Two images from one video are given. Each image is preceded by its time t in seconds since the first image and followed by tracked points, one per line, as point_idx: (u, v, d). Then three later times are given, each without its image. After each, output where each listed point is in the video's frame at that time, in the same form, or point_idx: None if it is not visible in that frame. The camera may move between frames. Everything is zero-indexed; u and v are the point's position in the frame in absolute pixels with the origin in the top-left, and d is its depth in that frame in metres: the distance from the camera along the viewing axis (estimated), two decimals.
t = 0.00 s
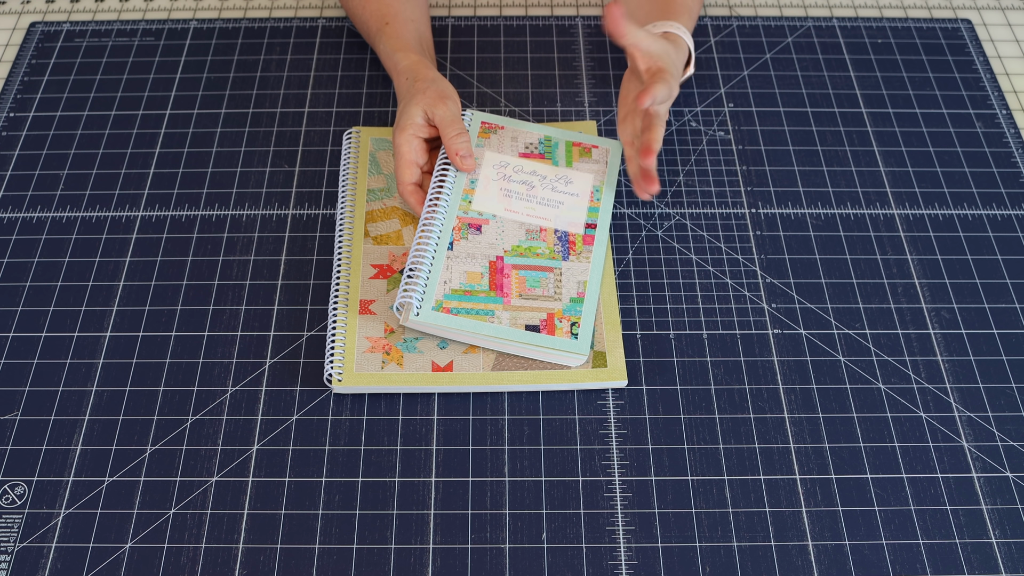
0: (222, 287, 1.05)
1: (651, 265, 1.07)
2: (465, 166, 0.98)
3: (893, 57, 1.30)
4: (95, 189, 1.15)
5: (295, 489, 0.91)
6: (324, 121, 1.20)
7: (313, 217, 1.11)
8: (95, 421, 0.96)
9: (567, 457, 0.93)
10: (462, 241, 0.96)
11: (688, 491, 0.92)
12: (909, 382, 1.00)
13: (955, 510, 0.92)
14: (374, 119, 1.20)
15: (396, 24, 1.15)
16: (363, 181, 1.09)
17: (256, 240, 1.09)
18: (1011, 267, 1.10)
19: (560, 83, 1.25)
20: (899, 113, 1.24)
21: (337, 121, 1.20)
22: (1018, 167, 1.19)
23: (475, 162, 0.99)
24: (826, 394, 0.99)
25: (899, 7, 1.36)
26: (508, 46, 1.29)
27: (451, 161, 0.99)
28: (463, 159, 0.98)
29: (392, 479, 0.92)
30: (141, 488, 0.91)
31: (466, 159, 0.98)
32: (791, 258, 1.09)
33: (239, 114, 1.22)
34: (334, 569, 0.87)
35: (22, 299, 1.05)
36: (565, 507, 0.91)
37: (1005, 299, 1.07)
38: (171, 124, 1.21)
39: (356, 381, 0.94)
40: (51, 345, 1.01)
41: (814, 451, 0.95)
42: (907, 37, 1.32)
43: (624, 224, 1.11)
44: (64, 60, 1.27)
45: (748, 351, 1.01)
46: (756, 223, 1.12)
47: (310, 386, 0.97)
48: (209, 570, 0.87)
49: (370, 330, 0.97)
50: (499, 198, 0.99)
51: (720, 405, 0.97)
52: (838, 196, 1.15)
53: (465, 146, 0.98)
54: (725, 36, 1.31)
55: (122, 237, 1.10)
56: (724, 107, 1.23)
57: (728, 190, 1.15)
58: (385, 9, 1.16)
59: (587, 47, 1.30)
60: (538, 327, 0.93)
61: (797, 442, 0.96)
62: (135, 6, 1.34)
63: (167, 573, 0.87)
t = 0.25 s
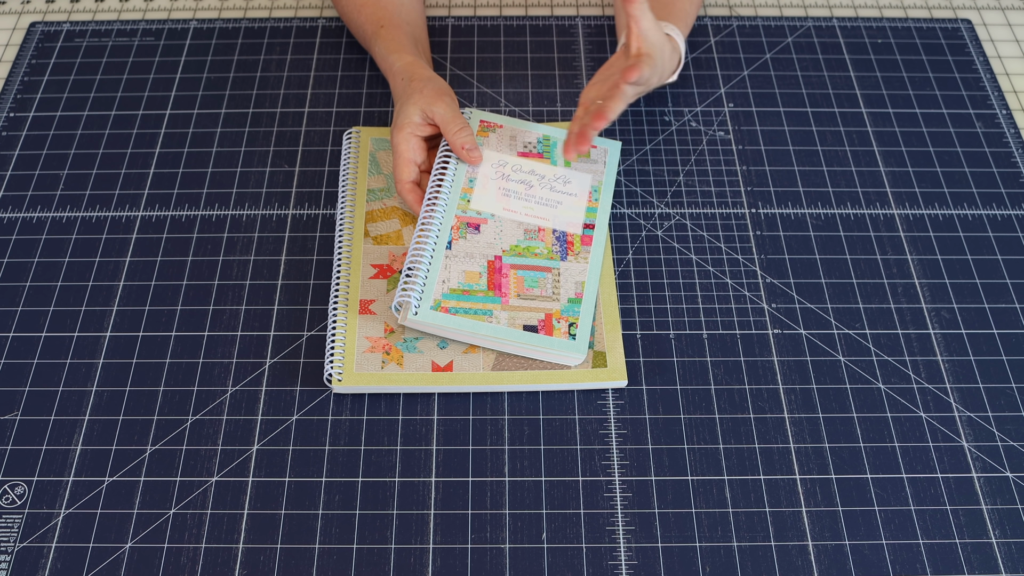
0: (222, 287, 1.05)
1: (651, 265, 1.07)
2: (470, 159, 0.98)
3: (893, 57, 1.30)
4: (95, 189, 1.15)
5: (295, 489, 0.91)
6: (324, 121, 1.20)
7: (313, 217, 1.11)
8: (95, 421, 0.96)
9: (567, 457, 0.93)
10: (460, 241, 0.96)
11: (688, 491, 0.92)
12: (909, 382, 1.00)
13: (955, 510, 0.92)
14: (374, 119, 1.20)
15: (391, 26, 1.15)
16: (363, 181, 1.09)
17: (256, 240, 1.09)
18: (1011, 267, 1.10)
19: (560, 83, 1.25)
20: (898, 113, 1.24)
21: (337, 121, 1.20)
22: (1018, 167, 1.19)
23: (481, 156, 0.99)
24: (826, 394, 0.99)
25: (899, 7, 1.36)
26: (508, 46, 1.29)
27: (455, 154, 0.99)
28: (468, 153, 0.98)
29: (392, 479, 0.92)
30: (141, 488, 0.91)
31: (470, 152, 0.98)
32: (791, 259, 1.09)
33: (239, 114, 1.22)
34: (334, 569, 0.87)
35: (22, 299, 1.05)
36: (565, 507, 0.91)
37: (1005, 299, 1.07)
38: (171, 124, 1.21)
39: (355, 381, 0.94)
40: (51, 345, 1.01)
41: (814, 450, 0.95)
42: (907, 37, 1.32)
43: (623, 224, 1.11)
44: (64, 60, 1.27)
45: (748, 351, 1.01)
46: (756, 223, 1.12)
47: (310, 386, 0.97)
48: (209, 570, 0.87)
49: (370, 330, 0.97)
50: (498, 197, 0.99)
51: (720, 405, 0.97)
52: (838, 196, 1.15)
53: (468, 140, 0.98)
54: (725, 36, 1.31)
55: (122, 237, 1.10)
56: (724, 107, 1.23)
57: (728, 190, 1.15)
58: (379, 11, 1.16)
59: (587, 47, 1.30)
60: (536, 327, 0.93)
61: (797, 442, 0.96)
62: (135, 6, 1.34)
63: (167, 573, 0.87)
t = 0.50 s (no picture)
0: (222, 287, 1.05)
1: (651, 265, 1.07)
2: (470, 159, 0.99)
3: (893, 57, 1.30)
4: (95, 189, 1.15)
5: (295, 489, 0.91)
6: (324, 121, 1.20)
7: (313, 217, 1.11)
8: (96, 421, 0.96)
9: (567, 457, 0.93)
10: (460, 243, 0.96)
11: (688, 491, 0.92)
12: (909, 382, 1.00)
13: (955, 510, 0.92)
14: (374, 119, 1.20)
15: (391, 26, 1.15)
16: (363, 181, 1.09)
17: (256, 240, 1.09)
18: (1011, 266, 1.10)
19: (560, 83, 1.25)
20: (898, 113, 1.24)
21: (337, 121, 1.20)
22: (1019, 167, 1.19)
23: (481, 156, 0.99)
24: (826, 394, 0.99)
25: (899, 7, 1.36)
26: (508, 46, 1.29)
27: (456, 153, 0.99)
28: (469, 152, 0.98)
29: (392, 479, 0.92)
30: (141, 488, 0.91)
31: (471, 152, 0.98)
32: (791, 258, 1.09)
33: (239, 114, 1.22)
34: (334, 569, 0.87)
35: (22, 299, 1.05)
36: (565, 507, 0.91)
37: (1005, 299, 1.07)
38: (171, 124, 1.21)
39: (355, 381, 0.94)
40: (51, 345, 1.01)
41: (814, 450, 0.95)
42: (907, 37, 1.32)
43: (623, 224, 1.11)
44: (64, 60, 1.27)
45: (748, 351, 1.01)
46: (756, 223, 1.12)
47: (310, 386, 0.97)
48: (209, 570, 0.87)
49: (370, 330, 0.97)
50: (498, 198, 0.99)
51: (720, 404, 0.97)
52: (838, 196, 1.15)
53: (468, 139, 0.98)
54: (725, 36, 1.31)
55: (122, 237, 1.10)
56: (724, 107, 1.23)
57: (728, 190, 1.15)
58: (379, 12, 1.16)
59: (587, 47, 1.30)
60: (535, 329, 0.93)
61: (797, 442, 0.96)
62: (135, 6, 1.34)
63: (167, 573, 0.87)
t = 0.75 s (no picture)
0: (222, 287, 1.05)
1: (651, 265, 1.07)
2: (470, 161, 0.98)
3: (893, 57, 1.30)
4: (95, 189, 1.15)
5: (295, 489, 0.91)
6: (324, 121, 1.20)
7: (313, 217, 1.11)
8: (96, 421, 0.96)
9: (567, 457, 0.93)
10: (459, 245, 0.96)
11: (688, 491, 0.92)
12: (909, 382, 1.00)
13: (955, 510, 0.92)
14: (374, 119, 1.20)
15: (391, 27, 1.15)
16: (363, 181, 1.09)
17: (256, 240, 1.09)
18: (1011, 266, 1.10)
19: (560, 83, 1.25)
20: (899, 113, 1.24)
21: (337, 121, 1.20)
22: (1019, 167, 1.19)
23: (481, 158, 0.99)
24: (826, 394, 0.99)
25: (899, 7, 1.36)
26: (508, 46, 1.29)
27: (456, 155, 0.99)
28: (469, 154, 0.98)
29: (392, 479, 0.92)
30: (141, 488, 0.91)
31: (471, 153, 0.98)
32: (791, 258, 1.09)
33: (239, 114, 1.22)
34: (334, 569, 0.87)
35: (22, 299, 1.05)
36: (565, 507, 0.91)
37: (1005, 299, 1.07)
38: (171, 124, 1.21)
39: (355, 381, 0.94)
40: (51, 345, 1.01)
41: (814, 450, 0.95)
42: (907, 37, 1.32)
43: (623, 224, 1.11)
44: (64, 60, 1.27)
45: (748, 351, 1.01)
46: (756, 223, 1.12)
47: (310, 386, 0.97)
48: (209, 571, 0.87)
49: (370, 330, 0.97)
50: (497, 200, 0.99)
51: (720, 404, 0.97)
52: (838, 196, 1.15)
53: (468, 140, 0.98)
54: (725, 36, 1.31)
55: (122, 237, 1.10)
56: (724, 107, 1.23)
57: (728, 190, 1.15)
58: (379, 12, 1.16)
59: (587, 47, 1.30)
60: (534, 330, 0.93)
61: (797, 442, 0.96)
62: (135, 6, 1.34)
63: (167, 573, 0.87)
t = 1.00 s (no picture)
0: (222, 287, 1.05)
1: (651, 265, 1.07)
2: (470, 161, 0.99)
3: (893, 57, 1.30)
4: (95, 189, 1.15)
5: (295, 489, 0.91)
6: (324, 121, 1.20)
7: (313, 217, 1.11)
8: (96, 421, 0.96)
9: (567, 457, 0.93)
10: (458, 244, 0.97)
11: (688, 491, 0.92)
12: (909, 382, 1.00)
13: (955, 510, 0.92)
14: (374, 119, 1.20)
15: (389, 27, 1.15)
16: (363, 181, 1.09)
17: (256, 240, 1.09)
18: (1011, 267, 1.10)
19: (560, 83, 1.25)
20: (898, 113, 1.24)
21: (337, 121, 1.20)
22: (1019, 166, 1.19)
23: (479, 158, 1.00)
24: (826, 394, 0.99)
25: (899, 7, 1.36)
26: (508, 46, 1.29)
27: (455, 156, 1.00)
28: (468, 155, 0.99)
29: (392, 479, 0.92)
30: (141, 488, 0.91)
31: (470, 155, 0.99)
32: (791, 258, 1.09)
33: (239, 114, 1.22)
34: (334, 570, 0.87)
35: (22, 299, 1.05)
36: (565, 507, 0.91)
37: (1005, 299, 1.07)
38: (171, 124, 1.21)
39: (355, 381, 0.94)
40: (51, 345, 1.01)
41: (814, 450, 0.95)
42: (907, 37, 1.32)
43: (623, 224, 1.11)
44: (64, 60, 1.27)
45: (748, 351, 1.01)
46: (757, 223, 1.12)
47: (310, 386, 0.97)
48: (209, 571, 0.87)
49: (370, 330, 0.97)
50: (497, 198, 1.00)
51: (720, 404, 0.97)
52: (838, 196, 1.15)
53: (468, 141, 0.99)
54: (725, 36, 1.31)
55: (122, 237, 1.10)
56: (724, 107, 1.23)
57: (728, 190, 1.15)
58: (379, 13, 1.16)
59: (587, 47, 1.30)
60: (533, 329, 0.94)
61: (797, 442, 0.96)
62: (135, 6, 1.34)
63: (167, 573, 0.87)
